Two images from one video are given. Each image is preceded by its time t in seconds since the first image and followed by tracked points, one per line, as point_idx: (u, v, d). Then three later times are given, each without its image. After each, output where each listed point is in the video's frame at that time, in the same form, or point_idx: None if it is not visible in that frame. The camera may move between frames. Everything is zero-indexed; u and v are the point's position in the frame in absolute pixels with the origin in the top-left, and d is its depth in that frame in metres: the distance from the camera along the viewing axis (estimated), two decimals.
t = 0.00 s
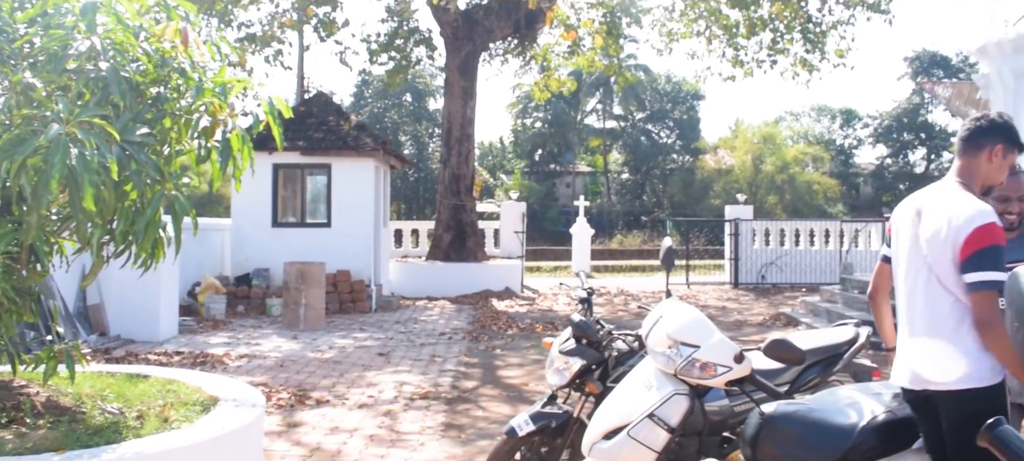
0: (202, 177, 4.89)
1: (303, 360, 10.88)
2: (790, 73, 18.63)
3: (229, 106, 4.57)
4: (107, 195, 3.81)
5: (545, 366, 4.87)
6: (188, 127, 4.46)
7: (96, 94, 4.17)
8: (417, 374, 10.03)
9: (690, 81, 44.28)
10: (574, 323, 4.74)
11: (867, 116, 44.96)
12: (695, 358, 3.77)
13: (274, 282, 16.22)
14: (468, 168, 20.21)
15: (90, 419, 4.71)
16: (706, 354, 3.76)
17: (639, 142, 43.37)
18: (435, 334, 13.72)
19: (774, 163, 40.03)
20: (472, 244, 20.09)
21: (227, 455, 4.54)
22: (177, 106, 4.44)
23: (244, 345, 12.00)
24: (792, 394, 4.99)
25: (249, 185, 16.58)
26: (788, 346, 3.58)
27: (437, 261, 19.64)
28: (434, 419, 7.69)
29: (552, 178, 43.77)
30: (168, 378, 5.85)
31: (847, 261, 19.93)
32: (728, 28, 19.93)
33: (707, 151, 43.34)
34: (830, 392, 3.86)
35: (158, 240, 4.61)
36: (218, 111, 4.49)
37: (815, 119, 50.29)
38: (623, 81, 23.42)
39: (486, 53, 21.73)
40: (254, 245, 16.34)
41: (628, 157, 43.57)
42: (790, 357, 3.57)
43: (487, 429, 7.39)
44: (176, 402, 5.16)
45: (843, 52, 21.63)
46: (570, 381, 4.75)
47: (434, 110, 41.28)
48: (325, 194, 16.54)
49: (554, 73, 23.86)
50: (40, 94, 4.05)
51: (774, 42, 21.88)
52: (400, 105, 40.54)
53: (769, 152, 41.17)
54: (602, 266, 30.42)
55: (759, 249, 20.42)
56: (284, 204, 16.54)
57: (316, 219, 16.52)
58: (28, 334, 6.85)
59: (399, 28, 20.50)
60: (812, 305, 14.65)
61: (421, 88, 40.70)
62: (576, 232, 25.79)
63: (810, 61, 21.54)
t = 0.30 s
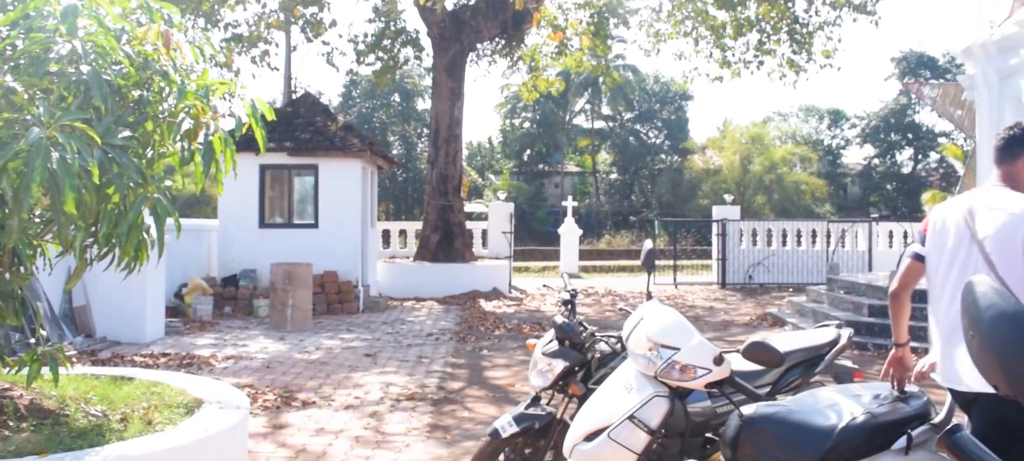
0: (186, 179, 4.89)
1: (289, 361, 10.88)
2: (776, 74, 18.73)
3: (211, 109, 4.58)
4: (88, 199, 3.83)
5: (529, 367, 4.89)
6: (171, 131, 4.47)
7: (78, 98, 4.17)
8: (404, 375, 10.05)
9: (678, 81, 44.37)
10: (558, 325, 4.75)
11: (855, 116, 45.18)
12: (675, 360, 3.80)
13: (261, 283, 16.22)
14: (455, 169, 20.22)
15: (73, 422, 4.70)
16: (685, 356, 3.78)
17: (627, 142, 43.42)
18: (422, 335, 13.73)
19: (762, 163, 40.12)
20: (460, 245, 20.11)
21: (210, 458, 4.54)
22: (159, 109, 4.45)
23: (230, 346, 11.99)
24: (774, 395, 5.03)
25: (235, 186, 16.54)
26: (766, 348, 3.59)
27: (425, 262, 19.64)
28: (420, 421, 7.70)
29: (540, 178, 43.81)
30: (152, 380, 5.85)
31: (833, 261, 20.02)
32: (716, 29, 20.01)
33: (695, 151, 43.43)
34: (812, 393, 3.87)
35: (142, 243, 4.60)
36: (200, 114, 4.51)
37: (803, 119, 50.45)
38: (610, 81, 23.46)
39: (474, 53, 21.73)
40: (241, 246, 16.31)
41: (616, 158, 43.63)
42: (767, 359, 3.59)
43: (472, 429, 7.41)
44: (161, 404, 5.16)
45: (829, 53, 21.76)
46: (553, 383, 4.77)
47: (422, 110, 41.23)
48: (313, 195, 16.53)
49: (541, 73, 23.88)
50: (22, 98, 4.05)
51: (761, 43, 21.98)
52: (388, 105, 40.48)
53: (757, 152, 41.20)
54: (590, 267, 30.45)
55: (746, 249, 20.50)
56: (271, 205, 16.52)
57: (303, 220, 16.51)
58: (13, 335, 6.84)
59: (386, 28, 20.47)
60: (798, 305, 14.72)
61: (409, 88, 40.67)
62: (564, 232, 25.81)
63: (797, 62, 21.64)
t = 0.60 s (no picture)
0: (178, 180, 4.90)
1: (286, 361, 10.89)
2: (775, 74, 18.73)
3: (203, 110, 4.63)
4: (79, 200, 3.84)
5: (521, 368, 4.90)
6: (163, 133, 4.50)
7: (70, 99, 4.18)
8: (400, 375, 10.06)
9: (677, 80, 44.37)
10: (550, 326, 4.76)
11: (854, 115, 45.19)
12: (664, 362, 3.86)
13: (259, 282, 16.22)
14: (453, 169, 20.21)
15: (66, 422, 4.71)
16: (674, 359, 3.85)
17: (626, 141, 43.41)
18: (419, 334, 13.74)
19: (761, 162, 40.05)
20: (458, 244, 20.11)
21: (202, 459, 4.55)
22: (152, 110, 4.47)
23: (227, 346, 11.99)
24: (766, 397, 5.04)
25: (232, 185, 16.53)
26: (752, 351, 3.65)
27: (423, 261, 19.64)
28: (415, 421, 7.71)
29: (540, 177, 43.83)
30: (146, 380, 5.85)
31: (831, 261, 20.02)
32: (715, 28, 20.01)
33: (694, 150, 43.44)
34: (803, 393, 3.88)
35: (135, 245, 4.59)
36: (192, 114, 4.55)
37: (802, 118, 50.42)
38: (609, 80, 23.46)
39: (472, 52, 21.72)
40: (239, 246, 16.31)
41: (615, 156, 43.63)
42: (754, 361, 3.65)
43: (467, 430, 7.41)
44: (154, 405, 5.17)
45: (827, 52, 21.79)
46: (546, 384, 4.78)
47: (421, 109, 41.23)
48: (310, 194, 16.53)
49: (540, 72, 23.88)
50: (13, 99, 4.09)
51: (758, 42, 21.99)
52: (387, 104, 40.46)
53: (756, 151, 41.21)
54: (589, 266, 30.44)
55: (744, 248, 20.51)
56: (269, 205, 16.51)
57: (301, 219, 16.51)
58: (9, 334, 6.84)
59: (384, 27, 20.47)
60: (795, 305, 14.73)
61: (408, 87, 40.68)
62: (562, 231, 25.81)
63: (795, 61, 21.64)
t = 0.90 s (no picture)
0: (184, 180, 4.92)
1: (295, 359, 10.91)
2: (788, 72, 18.63)
3: (207, 109, 4.68)
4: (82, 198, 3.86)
5: (526, 367, 4.89)
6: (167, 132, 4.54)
7: (74, 99, 4.21)
8: (409, 373, 10.07)
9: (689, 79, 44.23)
10: (554, 325, 4.75)
11: (867, 113, 44.98)
12: (666, 361, 3.89)
13: (270, 281, 16.28)
14: (464, 167, 20.21)
15: (72, 420, 4.74)
16: (675, 358, 3.88)
17: (639, 139, 43.30)
18: (429, 333, 13.74)
19: (774, 160, 39.82)
20: (469, 243, 20.11)
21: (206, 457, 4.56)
22: (156, 110, 4.51)
23: (237, 344, 12.03)
24: (771, 397, 5.00)
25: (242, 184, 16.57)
26: (754, 350, 3.67)
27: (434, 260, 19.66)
28: (422, 419, 7.72)
29: (552, 176, 43.81)
30: (154, 378, 5.88)
31: (843, 260, 19.93)
32: (727, 27, 19.93)
33: (706, 149, 43.31)
34: (807, 394, 3.85)
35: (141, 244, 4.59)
36: (197, 113, 4.60)
37: (815, 116, 50.19)
38: (620, 79, 23.40)
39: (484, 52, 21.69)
40: (251, 245, 16.36)
41: (628, 155, 43.54)
42: (757, 359, 3.67)
43: (474, 429, 7.41)
44: (161, 402, 5.18)
45: (840, 50, 21.68)
46: (549, 382, 4.77)
47: (434, 109, 41.26)
48: (321, 193, 16.55)
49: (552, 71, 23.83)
50: (18, 99, 4.14)
51: (770, 41, 21.89)
52: (399, 104, 40.50)
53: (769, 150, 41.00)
54: (601, 265, 30.40)
55: (756, 247, 20.45)
56: (279, 204, 16.55)
57: (311, 218, 16.53)
58: (20, 332, 6.90)
59: (395, 26, 20.48)
60: (807, 305, 14.65)
61: (420, 86, 40.71)
62: (574, 230, 25.78)
63: (808, 60, 21.54)
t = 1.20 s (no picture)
0: (192, 179, 4.95)
1: (306, 358, 10.94)
2: (800, 71, 18.53)
3: (215, 109, 4.70)
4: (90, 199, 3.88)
5: (533, 368, 4.89)
6: (175, 131, 4.57)
7: (82, 100, 4.24)
8: (418, 373, 10.08)
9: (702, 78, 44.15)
10: (561, 325, 4.76)
11: (881, 112, 44.74)
12: (671, 362, 3.91)
13: (282, 280, 16.36)
14: (475, 167, 20.23)
15: (82, 418, 4.76)
16: (681, 359, 3.91)
17: (651, 139, 43.20)
18: (440, 333, 13.74)
19: (787, 160, 39.63)
20: (479, 242, 20.12)
21: (213, 456, 4.57)
22: (164, 110, 4.54)
23: (248, 343, 12.08)
24: (779, 397, 5.00)
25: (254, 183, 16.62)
26: (761, 351, 3.67)
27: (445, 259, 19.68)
28: (431, 419, 7.73)
29: (564, 175, 43.78)
30: (163, 377, 5.91)
31: (856, 259, 19.84)
32: (738, 25, 19.85)
33: (719, 148, 43.19)
34: (814, 394, 3.84)
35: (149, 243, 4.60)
36: (204, 114, 4.66)
37: (829, 115, 49.96)
38: (631, 78, 23.33)
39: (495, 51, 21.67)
40: (262, 244, 16.42)
41: (640, 154, 43.47)
42: (762, 361, 3.66)
43: (483, 428, 7.42)
44: (169, 402, 5.20)
45: (852, 49, 21.57)
46: (557, 382, 4.77)
47: (446, 108, 41.33)
48: (333, 193, 16.58)
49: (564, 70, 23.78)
50: (26, 100, 4.16)
51: (782, 39, 21.81)
52: (411, 103, 40.52)
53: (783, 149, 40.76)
54: (612, 264, 30.36)
55: (768, 246, 20.38)
56: (290, 204, 16.59)
57: (322, 218, 16.57)
58: (32, 330, 6.95)
59: (406, 26, 20.51)
60: (818, 304, 14.58)
61: (432, 85, 40.73)
62: (586, 230, 25.74)
63: (820, 58, 21.42)
